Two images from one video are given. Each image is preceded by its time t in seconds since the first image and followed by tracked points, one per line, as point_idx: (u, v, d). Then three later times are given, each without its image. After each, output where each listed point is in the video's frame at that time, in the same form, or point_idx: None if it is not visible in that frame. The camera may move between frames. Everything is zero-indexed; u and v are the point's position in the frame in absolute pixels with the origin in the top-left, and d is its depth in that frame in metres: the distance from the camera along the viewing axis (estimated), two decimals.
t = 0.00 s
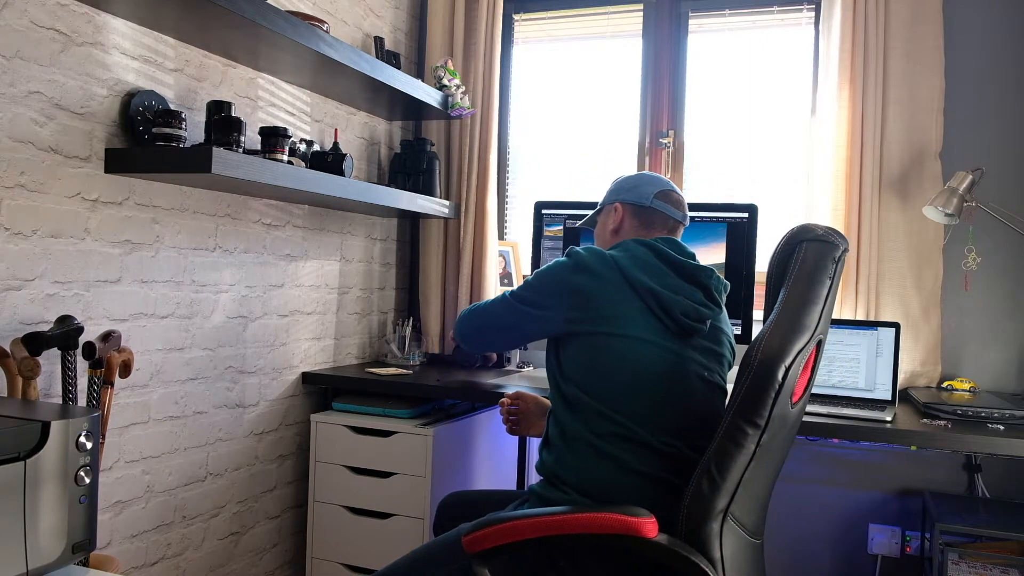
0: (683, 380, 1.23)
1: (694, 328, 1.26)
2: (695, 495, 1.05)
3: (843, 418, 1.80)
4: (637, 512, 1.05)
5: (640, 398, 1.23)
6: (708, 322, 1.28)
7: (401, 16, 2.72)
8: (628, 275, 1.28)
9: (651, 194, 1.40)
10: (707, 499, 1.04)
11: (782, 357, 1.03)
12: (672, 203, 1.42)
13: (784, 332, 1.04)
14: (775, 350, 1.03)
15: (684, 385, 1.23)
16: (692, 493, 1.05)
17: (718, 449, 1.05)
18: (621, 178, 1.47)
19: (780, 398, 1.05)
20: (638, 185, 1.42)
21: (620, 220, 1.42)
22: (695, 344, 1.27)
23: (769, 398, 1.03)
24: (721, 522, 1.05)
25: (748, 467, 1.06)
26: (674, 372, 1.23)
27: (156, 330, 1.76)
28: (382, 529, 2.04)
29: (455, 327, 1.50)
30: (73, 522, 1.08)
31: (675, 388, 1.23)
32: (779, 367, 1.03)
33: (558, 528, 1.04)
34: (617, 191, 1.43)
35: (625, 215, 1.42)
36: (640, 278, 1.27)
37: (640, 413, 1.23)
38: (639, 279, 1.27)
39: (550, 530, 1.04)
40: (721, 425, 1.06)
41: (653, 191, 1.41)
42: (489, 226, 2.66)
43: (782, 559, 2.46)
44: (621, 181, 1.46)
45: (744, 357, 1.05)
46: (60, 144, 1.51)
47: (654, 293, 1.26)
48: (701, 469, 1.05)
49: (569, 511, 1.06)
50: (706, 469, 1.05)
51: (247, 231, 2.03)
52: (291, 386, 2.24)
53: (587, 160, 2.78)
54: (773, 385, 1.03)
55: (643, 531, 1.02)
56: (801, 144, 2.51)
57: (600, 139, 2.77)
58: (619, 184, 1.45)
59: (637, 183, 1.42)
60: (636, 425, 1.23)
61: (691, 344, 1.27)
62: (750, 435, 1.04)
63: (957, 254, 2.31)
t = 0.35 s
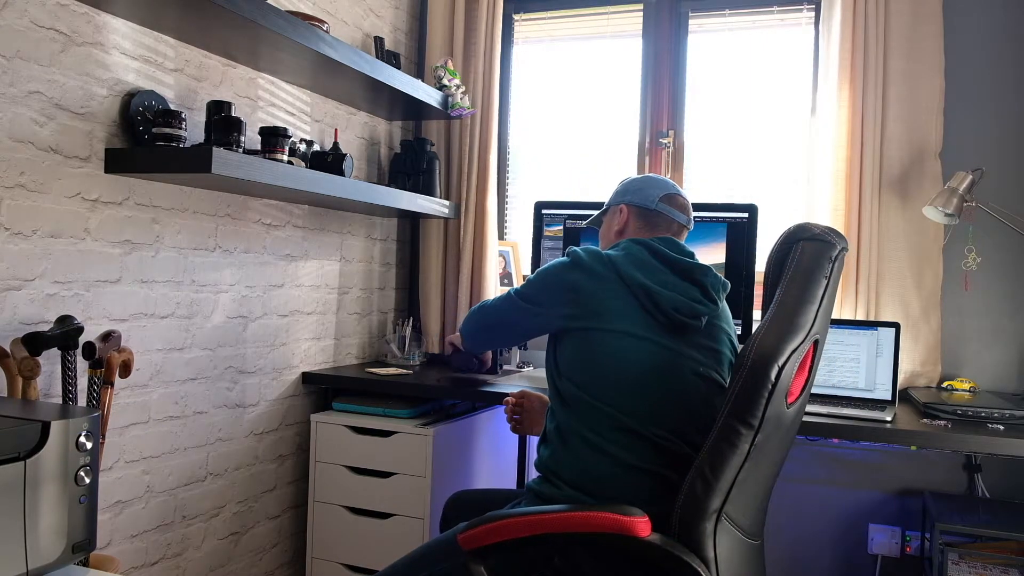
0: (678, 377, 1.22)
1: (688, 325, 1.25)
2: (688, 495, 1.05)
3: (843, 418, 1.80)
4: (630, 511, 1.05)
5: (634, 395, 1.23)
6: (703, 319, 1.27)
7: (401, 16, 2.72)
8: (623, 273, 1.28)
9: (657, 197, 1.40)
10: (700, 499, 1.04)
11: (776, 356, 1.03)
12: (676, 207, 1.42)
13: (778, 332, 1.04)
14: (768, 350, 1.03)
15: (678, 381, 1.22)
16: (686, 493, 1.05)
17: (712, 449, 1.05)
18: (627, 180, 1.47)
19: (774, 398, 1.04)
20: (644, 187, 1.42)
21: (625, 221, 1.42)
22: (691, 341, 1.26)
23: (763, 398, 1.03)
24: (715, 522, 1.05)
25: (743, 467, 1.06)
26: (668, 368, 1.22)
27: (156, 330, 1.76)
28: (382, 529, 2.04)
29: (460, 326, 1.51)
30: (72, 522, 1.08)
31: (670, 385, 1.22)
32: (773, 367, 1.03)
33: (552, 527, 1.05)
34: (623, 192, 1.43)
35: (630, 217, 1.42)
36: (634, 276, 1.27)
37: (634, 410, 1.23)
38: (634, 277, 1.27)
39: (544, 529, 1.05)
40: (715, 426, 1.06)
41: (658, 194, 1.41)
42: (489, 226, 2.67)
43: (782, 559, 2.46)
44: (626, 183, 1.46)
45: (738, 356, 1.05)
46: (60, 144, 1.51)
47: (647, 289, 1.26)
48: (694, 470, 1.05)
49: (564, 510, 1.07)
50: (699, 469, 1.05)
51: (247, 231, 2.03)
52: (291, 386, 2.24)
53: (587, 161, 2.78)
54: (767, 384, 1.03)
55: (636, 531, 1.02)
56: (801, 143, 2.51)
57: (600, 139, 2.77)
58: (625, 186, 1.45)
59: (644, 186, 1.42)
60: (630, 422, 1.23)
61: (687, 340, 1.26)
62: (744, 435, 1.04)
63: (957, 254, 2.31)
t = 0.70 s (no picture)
0: (675, 375, 1.22)
1: (684, 324, 1.25)
2: (687, 495, 1.05)
3: (843, 418, 1.80)
4: (629, 511, 1.05)
5: (631, 394, 1.23)
6: (699, 316, 1.27)
7: (401, 16, 2.72)
8: (618, 272, 1.28)
9: (654, 198, 1.40)
10: (699, 499, 1.04)
11: (775, 356, 1.03)
12: (673, 208, 1.42)
13: (777, 332, 1.04)
14: (767, 350, 1.03)
15: (675, 379, 1.22)
16: (685, 493, 1.05)
17: (711, 449, 1.05)
18: (625, 181, 1.47)
19: (773, 397, 1.04)
20: (642, 189, 1.42)
21: (622, 223, 1.42)
22: (688, 339, 1.26)
23: (762, 397, 1.03)
24: (714, 522, 1.05)
25: (742, 467, 1.05)
26: (665, 367, 1.22)
27: (155, 330, 1.76)
28: (382, 529, 2.04)
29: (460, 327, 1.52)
30: (72, 522, 1.08)
31: (668, 383, 1.22)
32: (772, 366, 1.03)
33: (551, 526, 1.05)
34: (621, 194, 1.43)
35: (627, 219, 1.42)
36: (630, 275, 1.27)
37: (631, 408, 1.23)
38: (628, 275, 1.27)
39: (543, 528, 1.05)
40: (715, 425, 1.06)
41: (655, 195, 1.41)
42: (489, 226, 2.67)
43: (782, 559, 2.46)
44: (625, 184, 1.46)
45: (737, 356, 1.05)
46: (60, 144, 1.51)
47: (643, 288, 1.26)
48: (692, 470, 1.05)
49: (563, 509, 1.07)
50: (698, 469, 1.05)
51: (247, 231, 2.03)
52: (291, 386, 2.24)
53: (587, 161, 2.78)
54: (766, 384, 1.03)
55: (634, 531, 1.03)
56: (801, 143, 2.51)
57: (600, 139, 2.77)
58: (623, 188, 1.45)
59: (642, 188, 1.42)
60: (628, 420, 1.23)
61: (683, 338, 1.26)
62: (743, 435, 1.04)
63: (957, 255, 2.31)
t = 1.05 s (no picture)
0: (673, 375, 1.22)
1: (684, 322, 1.25)
2: (687, 496, 1.05)
3: (843, 418, 1.80)
4: (629, 511, 1.05)
5: (631, 393, 1.23)
6: (697, 316, 1.27)
7: (401, 16, 2.72)
8: (615, 272, 1.28)
9: (649, 198, 1.40)
10: (699, 499, 1.04)
11: (775, 356, 1.03)
12: (668, 207, 1.43)
13: (777, 331, 1.04)
14: (767, 349, 1.03)
15: (674, 379, 1.22)
16: (685, 493, 1.05)
17: (711, 449, 1.05)
18: (619, 181, 1.47)
19: (773, 397, 1.04)
20: (637, 189, 1.42)
21: (618, 223, 1.42)
22: (686, 338, 1.26)
23: (762, 397, 1.03)
24: (714, 522, 1.05)
25: (742, 467, 1.06)
26: (663, 367, 1.22)
27: (156, 330, 1.76)
28: (382, 529, 2.04)
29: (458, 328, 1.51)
30: (72, 521, 1.08)
31: (666, 382, 1.22)
32: (771, 366, 1.03)
33: (552, 527, 1.05)
34: (614, 194, 1.43)
35: (621, 220, 1.42)
36: (628, 275, 1.27)
37: (631, 408, 1.23)
38: (625, 275, 1.27)
39: (544, 528, 1.05)
40: (715, 425, 1.06)
41: (650, 194, 1.41)
42: (489, 226, 2.67)
43: (782, 559, 2.46)
44: (619, 184, 1.46)
45: (737, 356, 1.05)
46: (60, 144, 1.51)
47: (640, 287, 1.25)
48: (692, 471, 1.05)
49: (563, 510, 1.07)
50: (698, 469, 1.05)
51: (247, 231, 2.03)
52: (291, 386, 2.24)
53: (587, 161, 2.78)
54: (766, 384, 1.03)
55: (634, 530, 1.02)
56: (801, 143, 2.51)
57: (600, 138, 2.77)
58: (615, 188, 1.45)
59: (635, 188, 1.42)
60: (627, 420, 1.23)
61: (681, 337, 1.26)
62: (743, 434, 1.04)
63: (957, 254, 2.31)
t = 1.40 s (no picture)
0: (673, 375, 1.22)
1: (685, 321, 1.25)
2: (688, 496, 1.05)
3: (843, 418, 1.80)
4: (630, 511, 1.05)
5: (631, 393, 1.23)
6: (697, 316, 1.27)
7: (401, 16, 2.71)
8: (615, 272, 1.28)
9: (650, 198, 1.40)
10: (699, 499, 1.04)
11: (776, 355, 1.03)
12: (668, 207, 1.43)
13: (778, 331, 1.04)
14: (767, 350, 1.03)
15: (674, 379, 1.22)
16: (685, 493, 1.05)
17: (712, 449, 1.05)
18: (619, 180, 1.46)
19: (774, 397, 1.04)
20: (637, 189, 1.42)
21: (618, 222, 1.42)
22: (686, 338, 1.26)
23: (763, 396, 1.03)
24: (714, 522, 1.05)
25: (742, 467, 1.06)
26: (663, 366, 1.22)
27: (156, 330, 1.76)
28: (382, 529, 2.04)
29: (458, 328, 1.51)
30: (72, 522, 1.08)
31: (666, 382, 1.22)
32: (772, 366, 1.03)
33: (553, 526, 1.05)
34: (615, 193, 1.43)
35: (622, 219, 1.42)
36: (628, 275, 1.27)
37: (631, 408, 1.23)
38: (625, 274, 1.27)
39: (545, 528, 1.05)
40: (715, 425, 1.06)
41: (651, 194, 1.41)
42: (489, 226, 2.67)
43: (781, 559, 2.46)
44: (619, 183, 1.46)
45: (737, 356, 1.05)
46: (60, 144, 1.51)
47: (640, 287, 1.25)
48: (692, 472, 1.05)
49: (564, 510, 1.07)
50: (699, 469, 1.05)
51: (247, 231, 2.03)
52: (291, 386, 2.24)
53: (587, 161, 2.78)
54: (766, 384, 1.03)
55: (635, 530, 1.02)
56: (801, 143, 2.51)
57: (600, 138, 2.77)
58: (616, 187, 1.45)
59: (635, 187, 1.42)
60: (628, 420, 1.23)
61: (681, 338, 1.26)
62: (743, 434, 1.04)
63: (957, 254, 2.31)
